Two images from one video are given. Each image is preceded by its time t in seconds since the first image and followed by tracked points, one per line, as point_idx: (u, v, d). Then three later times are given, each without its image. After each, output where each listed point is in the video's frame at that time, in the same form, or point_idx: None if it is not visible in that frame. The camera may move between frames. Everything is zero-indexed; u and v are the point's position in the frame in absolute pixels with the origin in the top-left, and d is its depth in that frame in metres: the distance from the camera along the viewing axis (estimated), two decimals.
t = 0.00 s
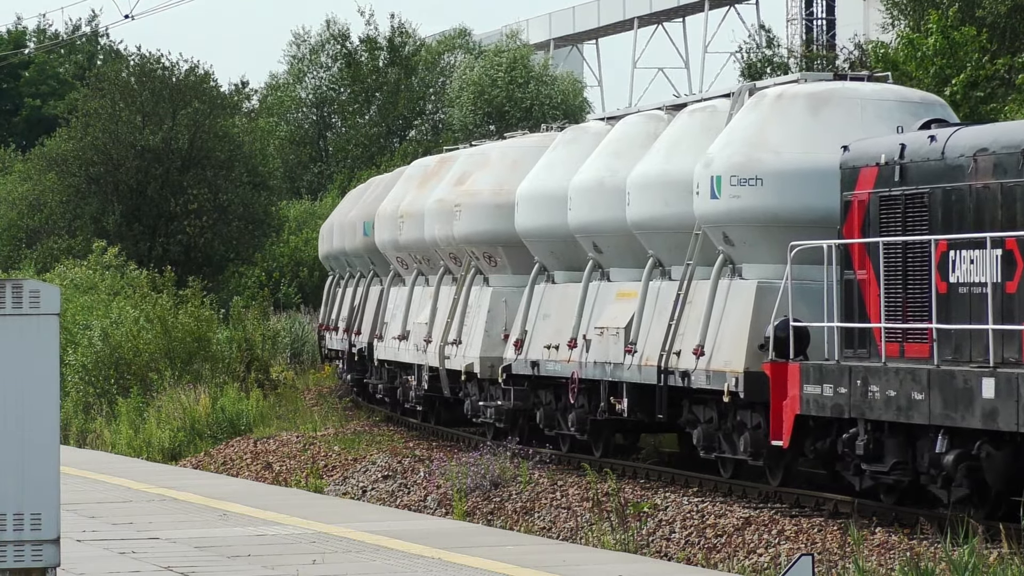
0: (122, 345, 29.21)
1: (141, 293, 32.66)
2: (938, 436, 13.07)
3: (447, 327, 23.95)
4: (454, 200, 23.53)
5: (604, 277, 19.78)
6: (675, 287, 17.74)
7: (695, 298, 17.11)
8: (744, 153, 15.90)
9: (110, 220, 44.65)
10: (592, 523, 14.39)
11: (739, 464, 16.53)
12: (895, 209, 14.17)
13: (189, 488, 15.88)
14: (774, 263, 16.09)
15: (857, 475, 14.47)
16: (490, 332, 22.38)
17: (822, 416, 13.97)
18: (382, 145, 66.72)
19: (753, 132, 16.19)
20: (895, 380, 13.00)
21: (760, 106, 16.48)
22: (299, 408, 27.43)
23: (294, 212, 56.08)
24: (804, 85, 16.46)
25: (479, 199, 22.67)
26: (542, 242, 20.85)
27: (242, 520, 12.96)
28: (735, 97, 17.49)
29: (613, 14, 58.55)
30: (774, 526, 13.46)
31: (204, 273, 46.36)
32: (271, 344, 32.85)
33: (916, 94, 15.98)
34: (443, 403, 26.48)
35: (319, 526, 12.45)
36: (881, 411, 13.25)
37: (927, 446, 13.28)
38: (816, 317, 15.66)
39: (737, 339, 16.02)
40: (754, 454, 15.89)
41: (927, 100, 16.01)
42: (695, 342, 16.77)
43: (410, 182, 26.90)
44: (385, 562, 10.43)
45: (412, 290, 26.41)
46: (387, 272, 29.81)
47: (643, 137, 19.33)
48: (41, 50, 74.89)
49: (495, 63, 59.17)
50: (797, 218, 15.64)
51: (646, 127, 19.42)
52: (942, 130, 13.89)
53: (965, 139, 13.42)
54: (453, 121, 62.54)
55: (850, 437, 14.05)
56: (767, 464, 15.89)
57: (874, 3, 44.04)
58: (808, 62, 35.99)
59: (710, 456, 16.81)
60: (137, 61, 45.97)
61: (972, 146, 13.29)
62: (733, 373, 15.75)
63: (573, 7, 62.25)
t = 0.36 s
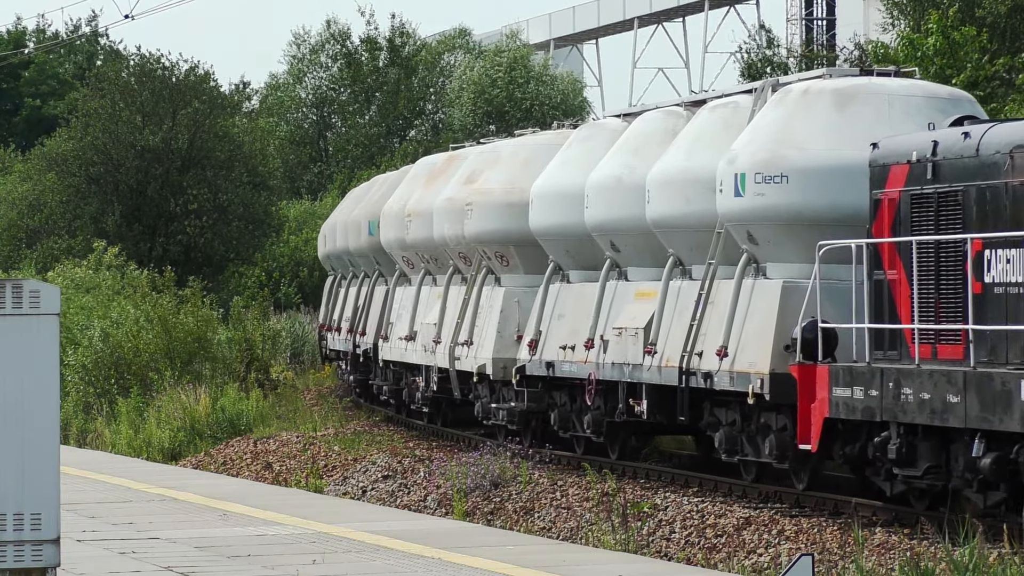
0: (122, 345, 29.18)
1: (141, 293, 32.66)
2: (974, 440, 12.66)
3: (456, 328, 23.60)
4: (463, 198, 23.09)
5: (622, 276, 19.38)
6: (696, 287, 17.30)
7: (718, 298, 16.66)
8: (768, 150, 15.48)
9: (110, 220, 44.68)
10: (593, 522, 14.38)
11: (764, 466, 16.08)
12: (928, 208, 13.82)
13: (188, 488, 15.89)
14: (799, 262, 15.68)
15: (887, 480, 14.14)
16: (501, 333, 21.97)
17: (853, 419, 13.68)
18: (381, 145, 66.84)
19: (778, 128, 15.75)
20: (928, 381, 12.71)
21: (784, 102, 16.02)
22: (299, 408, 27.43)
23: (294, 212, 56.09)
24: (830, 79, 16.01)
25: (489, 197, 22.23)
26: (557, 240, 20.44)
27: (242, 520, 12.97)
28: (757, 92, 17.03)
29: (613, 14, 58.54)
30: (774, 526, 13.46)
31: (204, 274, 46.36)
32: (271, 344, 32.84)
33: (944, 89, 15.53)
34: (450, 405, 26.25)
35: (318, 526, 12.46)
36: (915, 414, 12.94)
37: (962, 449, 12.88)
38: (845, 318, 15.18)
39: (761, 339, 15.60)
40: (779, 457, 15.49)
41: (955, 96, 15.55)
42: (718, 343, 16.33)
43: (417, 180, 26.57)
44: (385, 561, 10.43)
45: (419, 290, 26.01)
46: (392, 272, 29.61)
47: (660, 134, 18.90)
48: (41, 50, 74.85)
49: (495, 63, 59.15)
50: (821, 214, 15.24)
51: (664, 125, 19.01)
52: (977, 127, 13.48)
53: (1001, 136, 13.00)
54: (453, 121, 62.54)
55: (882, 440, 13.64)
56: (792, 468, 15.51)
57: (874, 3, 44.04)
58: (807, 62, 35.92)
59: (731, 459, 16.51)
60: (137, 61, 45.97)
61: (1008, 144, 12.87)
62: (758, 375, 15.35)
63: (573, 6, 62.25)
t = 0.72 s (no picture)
0: (122, 345, 29.15)
1: (142, 292, 32.67)
2: (1012, 442, 12.38)
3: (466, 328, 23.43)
4: (475, 196, 22.89)
5: (640, 276, 19.15)
6: (718, 287, 17.09)
7: (741, 298, 16.44)
8: (795, 148, 15.25)
9: (110, 220, 44.67)
10: (592, 523, 14.40)
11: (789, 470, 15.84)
12: (962, 206, 13.53)
13: (189, 488, 15.89)
14: (826, 262, 15.46)
15: (919, 485, 13.89)
16: (516, 332, 21.78)
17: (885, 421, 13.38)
18: (382, 145, 66.91)
19: (804, 124, 15.50)
20: (964, 384, 12.43)
21: (810, 96, 15.76)
22: (299, 408, 27.43)
23: (294, 212, 56.08)
24: (857, 75, 15.75)
25: (503, 195, 22.03)
26: (573, 239, 20.25)
27: (243, 520, 12.97)
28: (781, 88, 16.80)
29: (613, 14, 58.53)
30: (774, 526, 13.46)
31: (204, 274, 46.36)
32: (271, 344, 32.80)
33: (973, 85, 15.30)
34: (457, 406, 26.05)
35: (319, 526, 12.45)
36: (949, 417, 12.66)
37: (1000, 452, 12.60)
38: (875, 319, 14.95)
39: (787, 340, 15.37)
40: (806, 460, 15.16)
41: (984, 92, 15.31)
42: (743, 344, 16.09)
43: (423, 179, 26.42)
44: (385, 561, 10.43)
45: (427, 290, 25.79)
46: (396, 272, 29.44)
47: (679, 131, 18.67)
48: (41, 50, 74.89)
49: (495, 63, 59.10)
50: (849, 213, 14.99)
51: (682, 121, 18.78)
52: (1013, 123, 13.13)
53: None
54: (453, 121, 62.51)
55: (916, 443, 13.33)
56: (820, 470, 15.17)
57: (874, 3, 43.99)
58: (807, 62, 35.88)
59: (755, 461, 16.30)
60: (137, 61, 45.98)
61: None
62: (784, 377, 15.13)
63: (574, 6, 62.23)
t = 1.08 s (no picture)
0: (122, 345, 29.11)
1: (142, 292, 32.68)
2: None
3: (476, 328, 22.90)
4: (487, 194, 22.29)
5: (658, 276, 18.53)
6: (741, 287, 16.53)
7: (766, 298, 15.87)
8: (822, 143, 14.66)
9: (110, 220, 44.67)
10: (592, 523, 14.41)
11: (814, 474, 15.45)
12: (998, 204, 12.92)
13: (188, 488, 15.88)
14: (854, 262, 14.89)
15: (954, 489, 13.24)
16: (530, 333, 21.15)
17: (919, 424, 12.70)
18: (382, 145, 66.97)
19: (831, 119, 14.93)
20: (1001, 386, 11.78)
21: (837, 92, 15.22)
22: (299, 408, 27.43)
23: (294, 212, 56.08)
24: (885, 70, 15.20)
25: (515, 193, 21.41)
26: (589, 238, 19.62)
27: (243, 520, 12.96)
28: (807, 83, 16.20)
29: (612, 14, 58.54)
30: (774, 526, 13.46)
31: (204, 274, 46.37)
32: (271, 344, 32.74)
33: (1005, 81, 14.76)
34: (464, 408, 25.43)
35: (319, 526, 12.45)
36: (985, 420, 12.00)
37: None
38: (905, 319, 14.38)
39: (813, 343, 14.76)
40: (834, 464, 14.77)
41: (1017, 88, 14.77)
42: (768, 344, 15.51)
43: (432, 178, 25.92)
44: (386, 562, 10.43)
45: (434, 289, 25.26)
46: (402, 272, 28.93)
47: (700, 127, 18.01)
48: (41, 49, 74.95)
49: (495, 63, 59.14)
50: (879, 211, 14.42)
51: (702, 117, 18.13)
52: None
53: None
54: (453, 121, 62.59)
55: (950, 447, 12.68)
56: (847, 474, 14.89)
57: (874, 3, 43.99)
58: (807, 62, 35.85)
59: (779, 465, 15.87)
60: (138, 61, 46.02)
61: None
62: (812, 379, 14.56)
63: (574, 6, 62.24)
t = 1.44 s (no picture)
0: (122, 345, 29.09)
1: (142, 292, 32.68)
2: None
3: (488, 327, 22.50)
4: (500, 192, 21.86)
5: (678, 275, 18.11)
6: (766, 286, 16.04)
7: (792, 298, 15.38)
8: (852, 140, 14.20)
9: (111, 220, 44.65)
10: (592, 523, 14.41)
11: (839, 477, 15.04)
12: None
13: (189, 488, 15.88)
14: (886, 262, 14.40)
15: (990, 493, 13.00)
16: (545, 333, 20.70)
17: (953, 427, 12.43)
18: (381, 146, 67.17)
19: (860, 116, 14.42)
20: None
21: (864, 88, 14.71)
22: (299, 408, 27.43)
23: (295, 212, 56.07)
24: (916, 64, 14.67)
25: (529, 191, 20.96)
26: (606, 236, 19.19)
27: (243, 520, 12.96)
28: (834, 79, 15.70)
29: (612, 13, 58.47)
30: (774, 526, 13.45)
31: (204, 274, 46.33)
32: (271, 343, 32.47)
33: None
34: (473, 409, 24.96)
35: (319, 526, 12.45)
36: None
37: None
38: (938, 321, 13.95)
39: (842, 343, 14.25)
40: (862, 468, 14.29)
41: None
42: (796, 344, 15.01)
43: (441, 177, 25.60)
44: (388, 562, 10.43)
45: (443, 289, 24.85)
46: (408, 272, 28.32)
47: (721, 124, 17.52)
48: (41, 50, 74.92)
49: (495, 63, 59.12)
50: (909, 210, 13.94)
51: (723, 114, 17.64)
52: None
53: None
54: (453, 121, 62.61)
55: (987, 450, 12.42)
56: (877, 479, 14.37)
57: (874, 3, 43.96)
58: (807, 62, 35.83)
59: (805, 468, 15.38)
60: (138, 61, 46.09)
61: None
62: (840, 380, 14.05)
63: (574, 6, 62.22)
